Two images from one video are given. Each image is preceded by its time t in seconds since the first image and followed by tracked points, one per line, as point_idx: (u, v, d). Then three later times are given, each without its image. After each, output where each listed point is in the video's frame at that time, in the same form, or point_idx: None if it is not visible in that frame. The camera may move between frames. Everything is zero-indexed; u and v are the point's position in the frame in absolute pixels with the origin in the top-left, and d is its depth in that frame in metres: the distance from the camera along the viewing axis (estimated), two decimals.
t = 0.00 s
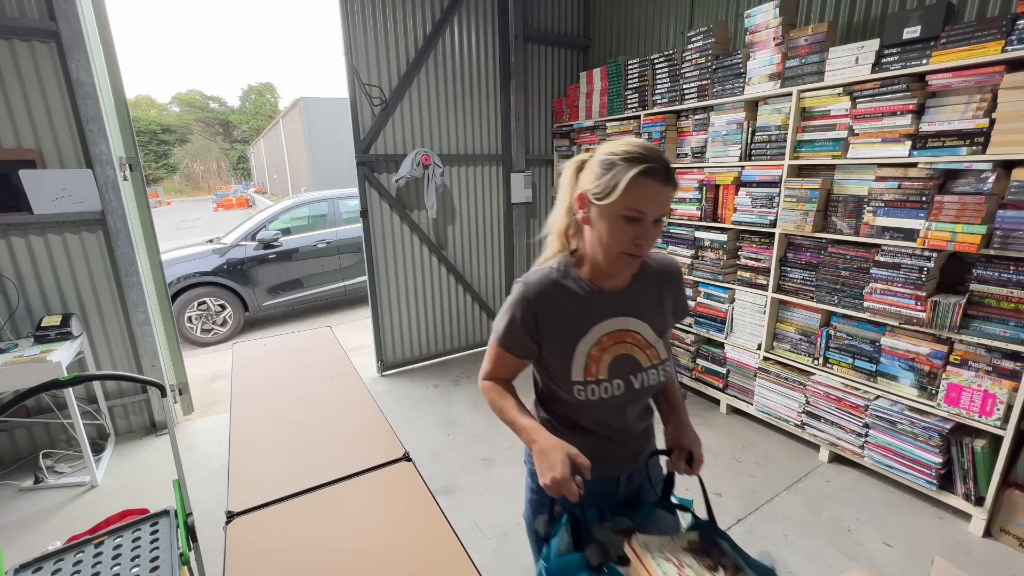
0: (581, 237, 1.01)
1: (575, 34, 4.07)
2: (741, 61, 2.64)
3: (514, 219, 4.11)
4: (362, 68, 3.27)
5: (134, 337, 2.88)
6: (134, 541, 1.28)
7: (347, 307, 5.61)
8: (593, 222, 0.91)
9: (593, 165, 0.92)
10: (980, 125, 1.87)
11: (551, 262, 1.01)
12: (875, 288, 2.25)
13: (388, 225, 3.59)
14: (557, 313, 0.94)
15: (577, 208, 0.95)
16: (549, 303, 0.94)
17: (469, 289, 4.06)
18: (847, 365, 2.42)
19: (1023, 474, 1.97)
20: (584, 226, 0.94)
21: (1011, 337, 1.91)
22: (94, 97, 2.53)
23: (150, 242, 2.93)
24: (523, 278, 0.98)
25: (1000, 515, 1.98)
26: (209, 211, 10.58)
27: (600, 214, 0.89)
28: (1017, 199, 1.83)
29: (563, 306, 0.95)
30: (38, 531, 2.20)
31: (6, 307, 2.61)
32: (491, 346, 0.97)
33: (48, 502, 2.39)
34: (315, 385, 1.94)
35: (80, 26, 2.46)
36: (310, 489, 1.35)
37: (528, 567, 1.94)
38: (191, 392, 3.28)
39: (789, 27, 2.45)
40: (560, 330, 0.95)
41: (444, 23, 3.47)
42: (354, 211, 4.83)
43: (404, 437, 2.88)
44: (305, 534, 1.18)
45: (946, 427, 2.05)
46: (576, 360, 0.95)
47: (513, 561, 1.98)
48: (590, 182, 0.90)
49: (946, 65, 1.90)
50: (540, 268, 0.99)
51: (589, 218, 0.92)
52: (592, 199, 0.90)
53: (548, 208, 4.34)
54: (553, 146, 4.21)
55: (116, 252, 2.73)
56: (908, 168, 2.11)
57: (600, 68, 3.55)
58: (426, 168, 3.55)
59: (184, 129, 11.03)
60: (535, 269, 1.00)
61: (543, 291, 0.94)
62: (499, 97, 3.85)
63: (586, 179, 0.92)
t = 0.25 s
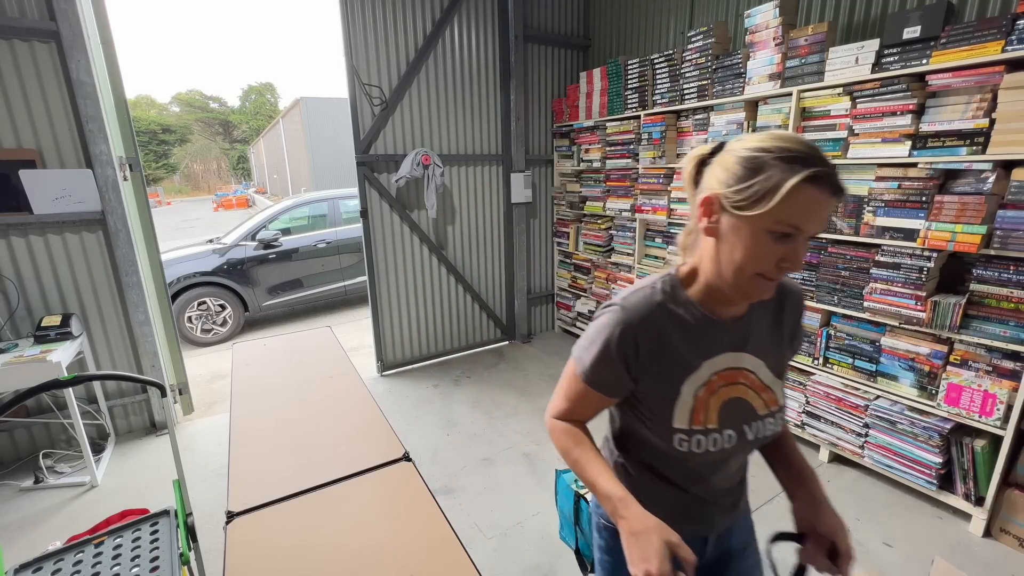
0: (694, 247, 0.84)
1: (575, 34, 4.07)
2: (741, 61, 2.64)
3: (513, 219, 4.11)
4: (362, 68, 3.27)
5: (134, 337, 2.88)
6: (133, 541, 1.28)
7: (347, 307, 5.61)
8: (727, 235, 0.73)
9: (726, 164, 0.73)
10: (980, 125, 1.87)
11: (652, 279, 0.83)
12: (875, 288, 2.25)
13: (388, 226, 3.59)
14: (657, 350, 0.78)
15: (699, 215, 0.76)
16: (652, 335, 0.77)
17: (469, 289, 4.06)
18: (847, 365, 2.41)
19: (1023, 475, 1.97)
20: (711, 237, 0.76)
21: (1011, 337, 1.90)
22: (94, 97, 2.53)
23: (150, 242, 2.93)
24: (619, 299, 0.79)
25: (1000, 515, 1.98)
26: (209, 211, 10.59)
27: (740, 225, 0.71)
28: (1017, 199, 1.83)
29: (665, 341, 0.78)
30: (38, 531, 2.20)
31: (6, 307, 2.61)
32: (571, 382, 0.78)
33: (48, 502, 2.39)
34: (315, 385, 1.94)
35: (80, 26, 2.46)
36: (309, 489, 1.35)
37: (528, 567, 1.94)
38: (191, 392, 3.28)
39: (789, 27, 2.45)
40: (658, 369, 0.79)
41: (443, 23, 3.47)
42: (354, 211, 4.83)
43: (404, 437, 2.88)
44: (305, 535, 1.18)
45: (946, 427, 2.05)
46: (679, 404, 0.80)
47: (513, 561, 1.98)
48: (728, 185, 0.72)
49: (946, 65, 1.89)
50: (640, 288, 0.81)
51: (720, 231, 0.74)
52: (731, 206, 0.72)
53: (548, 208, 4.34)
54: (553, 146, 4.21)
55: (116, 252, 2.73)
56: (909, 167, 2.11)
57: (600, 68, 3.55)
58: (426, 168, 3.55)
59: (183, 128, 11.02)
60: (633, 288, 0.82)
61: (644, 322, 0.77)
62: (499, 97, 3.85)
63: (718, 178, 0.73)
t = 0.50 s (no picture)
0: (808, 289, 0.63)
1: (575, 34, 4.07)
2: (741, 61, 2.64)
3: (513, 219, 4.11)
4: (362, 68, 3.27)
5: (134, 337, 2.88)
6: (133, 541, 1.28)
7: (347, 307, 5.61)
8: (853, 284, 0.51)
9: (857, 185, 0.51)
10: (980, 125, 1.88)
11: (740, 329, 0.65)
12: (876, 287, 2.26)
13: (388, 226, 3.59)
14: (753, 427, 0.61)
15: (812, 255, 0.55)
16: (741, 413, 0.60)
17: (469, 289, 4.06)
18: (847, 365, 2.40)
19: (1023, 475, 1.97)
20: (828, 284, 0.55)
21: (1012, 337, 1.89)
22: (94, 97, 2.53)
23: (149, 242, 2.93)
24: (697, 361, 0.61)
25: (1000, 515, 1.98)
26: (209, 211, 10.58)
27: (879, 277, 0.49)
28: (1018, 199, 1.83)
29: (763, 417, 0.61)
30: (38, 531, 2.20)
31: (6, 307, 2.61)
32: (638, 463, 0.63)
33: (48, 502, 2.39)
34: (315, 385, 1.94)
35: (80, 26, 2.46)
36: (309, 489, 1.35)
37: (528, 567, 1.94)
38: (191, 392, 3.28)
39: (789, 27, 2.45)
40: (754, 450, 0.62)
41: (444, 23, 3.47)
42: (354, 211, 4.83)
43: (404, 437, 2.88)
44: (305, 535, 1.18)
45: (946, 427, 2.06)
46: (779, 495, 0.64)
47: (514, 561, 1.98)
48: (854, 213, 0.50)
49: (947, 65, 1.89)
50: (725, 346, 0.62)
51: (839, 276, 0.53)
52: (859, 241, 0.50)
53: (548, 208, 4.35)
54: (553, 146, 4.21)
55: (116, 252, 2.73)
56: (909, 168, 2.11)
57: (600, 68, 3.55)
58: (426, 168, 3.55)
59: (182, 128, 11.01)
60: (715, 344, 0.64)
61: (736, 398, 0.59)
62: (499, 97, 3.85)
63: (844, 204, 0.52)
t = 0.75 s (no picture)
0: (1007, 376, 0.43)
1: (575, 34, 4.07)
2: (741, 61, 2.64)
3: (513, 219, 4.11)
4: (362, 68, 3.27)
5: (134, 337, 2.88)
6: (133, 541, 1.28)
7: (347, 307, 5.61)
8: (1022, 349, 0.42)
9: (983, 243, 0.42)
10: (980, 125, 1.87)
11: (882, 439, 0.48)
12: (875, 288, 2.25)
13: (388, 226, 3.59)
14: None
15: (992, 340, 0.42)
16: None
17: (469, 290, 4.06)
18: (847, 365, 2.41)
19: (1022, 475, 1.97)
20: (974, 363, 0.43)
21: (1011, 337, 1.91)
22: (94, 97, 2.53)
23: (149, 242, 2.93)
24: (821, 500, 0.43)
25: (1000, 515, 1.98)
26: (209, 211, 10.58)
27: None
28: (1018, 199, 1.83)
29: None
30: (39, 531, 2.20)
31: (6, 307, 2.61)
32: None
33: (48, 502, 2.40)
34: (316, 385, 1.94)
35: (81, 26, 2.46)
36: (310, 489, 1.35)
37: (528, 567, 1.94)
38: (191, 392, 3.28)
39: (789, 27, 2.45)
40: None
41: (443, 23, 3.47)
42: (354, 211, 4.83)
43: (403, 437, 2.88)
44: (305, 535, 1.18)
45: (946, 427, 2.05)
46: None
47: (513, 561, 1.98)
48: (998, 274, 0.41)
49: (947, 65, 1.89)
50: (863, 485, 0.43)
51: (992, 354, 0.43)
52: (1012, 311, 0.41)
53: (548, 208, 4.35)
54: (553, 146, 4.21)
55: (116, 252, 2.73)
56: (908, 168, 2.11)
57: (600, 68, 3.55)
58: (426, 168, 3.55)
59: (180, 127, 11.06)
60: (844, 472, 0.45)
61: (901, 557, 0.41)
62: (499, 97, 3.85)
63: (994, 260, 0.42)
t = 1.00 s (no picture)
0: None
1: (575, 34, 4.07)
2: (741, 61, 2.64)
3: (513, 219, 4.11)
4: (362, 68, 3.27)
5: (134, 337, 2.88)
6: (133, 541, 1.28)
7: (347, 307, 5.61)
8: None
9: None
10: (980, 125, 1.87)
11: None
12: (875, 288, 2.25)
13: (388, 226, 3.59)
14: None
15: None
16: None
17: (469, 289, 4.06)
18: (847, 365, 2.41)
19: (1022, 475, 1.97)
20: None
21: (1011, 337, 1.91)
22: (94, 97, 2.53)
23: (149, 242, 2.93)
24: None
25: (1000, 515, 1.98)
26: (209, 211, 10.57)
27: None
28: (1017, 199, 1.83)
29: None
30: (39, 531, 2.20)
31: (6, 307, 2.61)
32: None
33: (48, 502, 2.39)
34: (316, 384, 1.94)
35: (80, 26, 2.46)
36: (310, 489, 1.35)
37: (528, 568, 1.94)
38: (191, 392, 3.28)
39: (789, 27, 2.45)
40: None
41: (444, 23, 3.47)
42: (354, 211, 4.83)
43: (403, 437, 2.88)
44: (306, 534, 1.18)
45: (946, 427, 2.05)
46: None
47: (514, 561, 1.97)
48: None
49: (947, 65, 1.90)
50: None
51: None
52: None
53: (548, 208, 4.35)
54: (553, 146, 4.21)
55: (116, 252, 2.73)
56: (908, 167, 2.11)
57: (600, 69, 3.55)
58: (426, 168, 3.55)
59: (179, 127, 11.06)
60: None
61: None
62: (499, 97, 3.85)
63: None
